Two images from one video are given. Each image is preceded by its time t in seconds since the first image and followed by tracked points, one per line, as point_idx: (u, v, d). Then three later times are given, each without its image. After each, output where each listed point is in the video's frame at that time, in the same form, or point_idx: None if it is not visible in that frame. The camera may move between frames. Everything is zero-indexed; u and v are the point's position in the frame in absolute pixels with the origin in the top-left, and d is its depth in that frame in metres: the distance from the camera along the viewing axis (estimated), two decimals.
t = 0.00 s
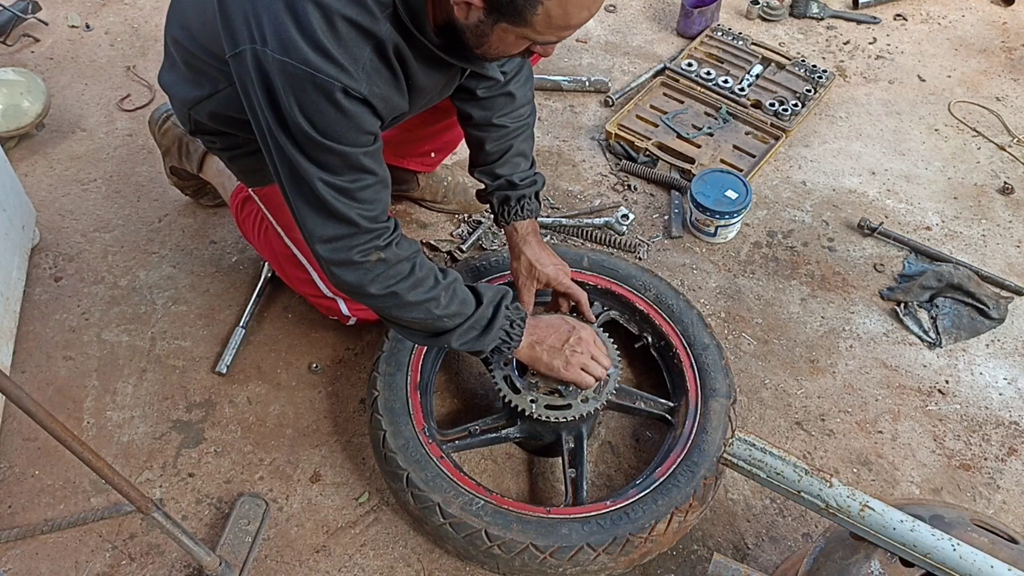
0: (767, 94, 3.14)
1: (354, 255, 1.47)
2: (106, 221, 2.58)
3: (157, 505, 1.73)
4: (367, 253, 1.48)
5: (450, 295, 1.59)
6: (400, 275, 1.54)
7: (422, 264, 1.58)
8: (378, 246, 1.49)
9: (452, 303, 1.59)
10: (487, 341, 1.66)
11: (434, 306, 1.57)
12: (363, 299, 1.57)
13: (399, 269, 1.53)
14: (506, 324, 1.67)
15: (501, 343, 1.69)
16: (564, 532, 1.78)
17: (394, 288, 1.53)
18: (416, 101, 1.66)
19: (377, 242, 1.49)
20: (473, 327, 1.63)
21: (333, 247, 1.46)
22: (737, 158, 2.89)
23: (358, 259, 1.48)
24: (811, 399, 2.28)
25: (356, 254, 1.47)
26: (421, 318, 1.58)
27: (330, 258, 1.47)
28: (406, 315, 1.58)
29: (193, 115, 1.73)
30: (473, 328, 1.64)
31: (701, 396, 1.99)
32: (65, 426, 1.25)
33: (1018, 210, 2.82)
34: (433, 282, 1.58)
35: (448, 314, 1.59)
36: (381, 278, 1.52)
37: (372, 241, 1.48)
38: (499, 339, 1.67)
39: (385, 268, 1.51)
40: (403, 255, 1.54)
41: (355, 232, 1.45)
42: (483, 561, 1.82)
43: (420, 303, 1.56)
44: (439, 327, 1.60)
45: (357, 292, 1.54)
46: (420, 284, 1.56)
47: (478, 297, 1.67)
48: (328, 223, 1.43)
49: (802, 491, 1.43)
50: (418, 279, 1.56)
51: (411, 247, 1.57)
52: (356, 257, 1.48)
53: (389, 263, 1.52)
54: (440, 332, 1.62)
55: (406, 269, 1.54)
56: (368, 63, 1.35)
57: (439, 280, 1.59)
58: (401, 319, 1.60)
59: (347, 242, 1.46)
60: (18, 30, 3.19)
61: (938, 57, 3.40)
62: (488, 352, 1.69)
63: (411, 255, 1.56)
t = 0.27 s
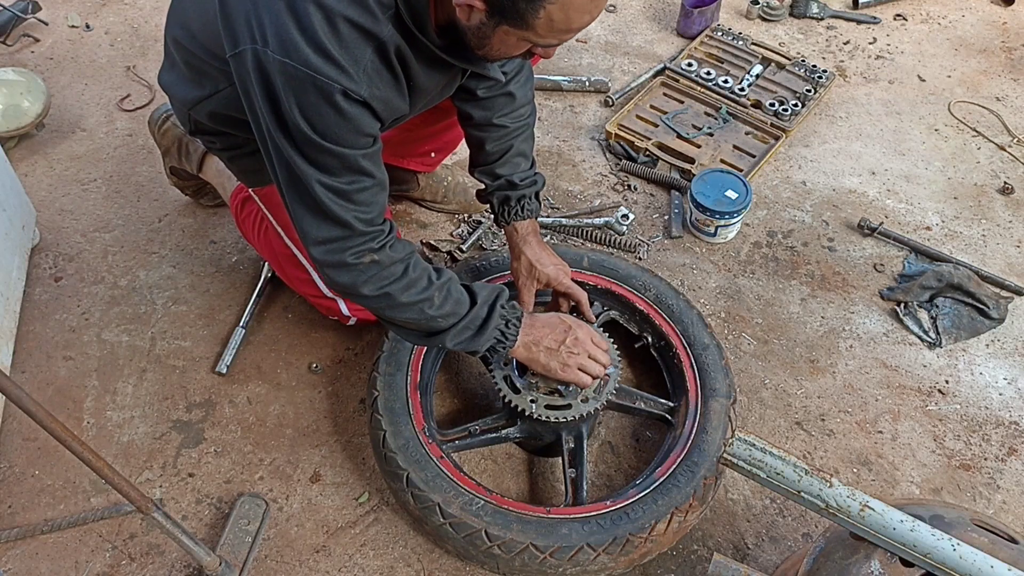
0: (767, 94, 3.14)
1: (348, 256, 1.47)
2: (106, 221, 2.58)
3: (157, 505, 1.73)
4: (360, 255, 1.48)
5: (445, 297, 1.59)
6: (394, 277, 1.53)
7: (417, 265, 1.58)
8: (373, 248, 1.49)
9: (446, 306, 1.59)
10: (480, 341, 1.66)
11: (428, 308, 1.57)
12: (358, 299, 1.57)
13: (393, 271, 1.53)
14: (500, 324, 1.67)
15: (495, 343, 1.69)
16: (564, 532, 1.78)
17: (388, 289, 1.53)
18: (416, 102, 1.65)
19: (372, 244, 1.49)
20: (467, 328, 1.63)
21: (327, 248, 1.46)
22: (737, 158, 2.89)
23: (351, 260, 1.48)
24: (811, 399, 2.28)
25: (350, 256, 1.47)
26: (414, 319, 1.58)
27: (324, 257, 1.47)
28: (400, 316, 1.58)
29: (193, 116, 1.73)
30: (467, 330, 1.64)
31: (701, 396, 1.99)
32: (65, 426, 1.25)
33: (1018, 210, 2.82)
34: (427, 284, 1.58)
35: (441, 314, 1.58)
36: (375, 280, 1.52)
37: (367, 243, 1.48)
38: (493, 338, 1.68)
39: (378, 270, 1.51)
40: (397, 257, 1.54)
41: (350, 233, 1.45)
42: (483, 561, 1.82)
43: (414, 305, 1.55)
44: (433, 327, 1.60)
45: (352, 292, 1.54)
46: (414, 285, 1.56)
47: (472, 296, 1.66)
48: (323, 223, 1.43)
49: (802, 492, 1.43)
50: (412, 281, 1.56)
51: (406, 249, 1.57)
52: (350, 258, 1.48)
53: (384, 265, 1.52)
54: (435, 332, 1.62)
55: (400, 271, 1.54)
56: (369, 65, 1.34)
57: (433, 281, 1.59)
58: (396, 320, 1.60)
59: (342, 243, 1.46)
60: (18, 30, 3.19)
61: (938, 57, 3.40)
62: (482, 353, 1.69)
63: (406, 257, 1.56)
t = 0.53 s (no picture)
0: (767, 94, 3.14)
1: (348, 256, 1.47)
2: (106, 221, 2.58)
3: (157, 505, 1.73)
4: (361, 253, 1.48)
5: (445, 296, 1.59)
6: (393, 276, 1.53)
7: (416, 264, 1.58)
8: (373, 247, 1.49)
9: (446, 305, 1.59)
10: (480, 341, 1.66)
11: (428, 307, 1.57)
12: (358, 299, 1.57)
13: (393, 270, 1.53)
14: (500, 324, 1.67)
15: (495, 343, 1.69)
16: (564, 532, 1.78)
17: (388, 288, 1.53)
18: (416, 101, 1.65)
19: (372, 243, 1.49)
20: (467, 328, 1.63)
21: (327, 247, 1.46)
22: (737, 158, 2.89)
23: (351, 259, 1.48)
24: (811, 399, 2.28)
25: (350, 255, 1.47)
26: (414, 318, 1.58)
27: (325, 257, 1.47)
28: (400, 315, 1.58)
29: (193, 116, 1.73)
30: (467, 329, 1.64)
31: (701, 396, 1.99)
32: (65, 426, 1.25)
33: (1018, 210, 2.82)
34: (427, 283, 1.58)
35: (441, 314, 1.58)
36: (375, 279, 1.52)
37: (367, 242, 1.48)
38: (493, 338, 1.68)
39: (378, 269, 1.51)
40: (397, 256, 1.54)
41: (350, 232, 1.45)
42: (483, 561, 1.82)
43: (414, 304, 1.56)
44: (433, 327, 1.60)
45: (351, 291, 1.54)
46: (413, 285, 1.56)
47: (472, 296, 1.66)
48: (323, 222, 1.43)
49: (802, 491, 1.43)
50: (412, 280, 1.56)
51: (406, 248, 1.57)
52: (350, 258, 1.48)
53: (384, 264, 1.52)
54: (435, 332, 1.62)
55: (400, 271, 1.54)
56: (370, 64, 1.34)
57: (433, 280, 1.59)
58: (396, 319, 1.60)
59: (342, 242, 1.46)
60: (18, 30, 3.19)
61: (938, 57, 3.40)
62: (482, 352, 1.69)
63: (406, 256, 1.56)
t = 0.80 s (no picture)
0: (767, 94, 3.14)
1: (356, 255, 1.47)
2: (106, 221, 2.58)
3: (157, 505, 1.73)
4: (368, 252, 1.48)
5: (451, 293, 1.59)
6: (401, 274, 1.53)
7: (424, 262, 1.58)
8: (379, 246, 1.49)
9: (453, 301, 1.59)
10: (488, 338, 1.66)
11: (436, 304, 1.57)
12: (366, 299, 1.57)
13: (400, 268, 1.53)
14: (508, 321, 1.68)
15: (502, 340, 1.70)
16: (565, 532, 1.78)
17: (396, 287, 1.53)
18: (415, 101, 1.65)
19: (378, 241, 1.49)
20: (475, 325, 1.63)
21: (335, 247, 1.46)
22: (737, 158, 2.89)
23: (359, 259, 1.48)
24: (811, 399, 2.28)
25: (358, 254, 1.47)
26: (422, 316, 1.58)
27: (332, 257, 1.47)
28: (408, 313, 1.58)
29: (192, 117, 1.73)
30: (474, 326, 1.64)
31: (701, 396, 1.99)
32: (65, 427, 1.25)
33: (1018, 210, 2.82)
34: (434, 281, 1.58)
35: (449, 312, 1.59)
36: (383, 277, 1.52)
37: (374, 240, 1.48)
38: (500, 336, 1.68)
39: (386, 267, 1.51)
40: (404, 254, 1.54)
41: (356, 231, 1.45)
42: (483, 561, 1.82)
43: (422, 302, 1.56)
44: (441, 325, 1.61)
45: (359, 292, 1.54)
46: (421, 282, 1.56)
47: (478, 294, 1.66)
48: (329, 223, 1.43)
49: (802, 491, 1.43)
50: (420, 278, 1.56)
51: (412, 246, 1.57)
52: (358, 257, 1.48)
53: (391, 262, 1.52)
54: (442, 330, 1.62)
55: (407, 268, 1.54)
56: (369, 63, 1.35)
57: (439, 278, 1.59)
58: (403, 318, 1.60)
59: (349, 242, 1.46)
60: (18, 30, 3.19)
61: (938, 57, 3.40)
62: (490, 349, 1.70)
63: (413, 254, 1.56)
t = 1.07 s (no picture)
0: (767, 94, 3.14)
1: (355, 256, 1.47)
2: (106, 221, 2.58)
3: (157, 505, 1.73)
4: (367, 253, 1.48)
5: (450, 294, 1.59)
6: (400, 274, 1.53)
7: (422, 263, 1.58)
8: (378, 247, 1.49)
9: (452, 302, 1.59)
10: (488, 339, 1.66)
11: (435, 305, 1.57)
12: (365, 299, 1.57)
13: (399, 269, 1.53)
14: (507, 323, 1.68)
15: (501, 342, 1.69)
16: (564, 532, 1.78)
17: (396, 287, 1.53)
18: (413, 102, 1.65)
19: (377, 242, 1.49)
20: (474, 325, 1.63)
21: (333, 248, 1.46)
22: (737, 158, 2.89)
23: (358, 260, 1.48)
24: (811, 399, 2.28)
25: (356, 255, 1.47)
26: (420, 317, 1.58)
27: (331, 258, 1.47)
28: (407, 314, 1.58)
29: (191, 118, 1.73)
30: (473, 326, 1.64)
31: (701, 396, 1.99)
32: (65, 427, 1.25)
33: (1018, 210, 2.82)
34: (433, 281, 1.58)
35: (448, 313, 1.59)
36: (382, 278, 1.52)
37: (372, 241, 1.48)
38: (500, 338, 1.68)
39: (385, 268, 1.51)
40: (403, 255, 1.54)
41: (354, 232, 1.45)
42: (483, 561, 1.82)
43: (421, 302, 1.56)
44: (440, 325, 1.61)
45: (358, 292, 1.54)
46: (420, 283, 1.56)
47: (477, 296, 1.66)
48: (327, 223, 1.43)
49: (802, 491, 1.43)
50: (419, 278, 1.56)
51: (411, 247, 1.57)
52: (357, 258, 1.48)
53: (390, 263, 1.52)
54: (441, 331, 1.62)
55: (406, 269, 1.54)
56: (366, 64, 1.35)
57: (438, 278, 1.59)
58: (402, 319, 1.60)
59: (348, 243, 1.46)
60: (18, 30, 3.19)
61: (938, 57, 3.40)
62: (489, 350, 1.70)
63: (411, 254, 1.56)
